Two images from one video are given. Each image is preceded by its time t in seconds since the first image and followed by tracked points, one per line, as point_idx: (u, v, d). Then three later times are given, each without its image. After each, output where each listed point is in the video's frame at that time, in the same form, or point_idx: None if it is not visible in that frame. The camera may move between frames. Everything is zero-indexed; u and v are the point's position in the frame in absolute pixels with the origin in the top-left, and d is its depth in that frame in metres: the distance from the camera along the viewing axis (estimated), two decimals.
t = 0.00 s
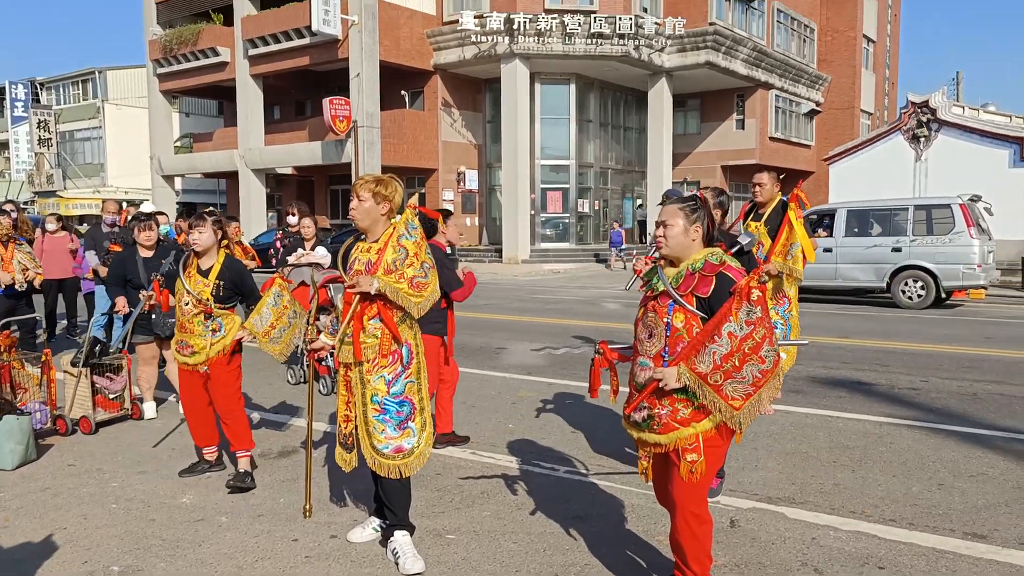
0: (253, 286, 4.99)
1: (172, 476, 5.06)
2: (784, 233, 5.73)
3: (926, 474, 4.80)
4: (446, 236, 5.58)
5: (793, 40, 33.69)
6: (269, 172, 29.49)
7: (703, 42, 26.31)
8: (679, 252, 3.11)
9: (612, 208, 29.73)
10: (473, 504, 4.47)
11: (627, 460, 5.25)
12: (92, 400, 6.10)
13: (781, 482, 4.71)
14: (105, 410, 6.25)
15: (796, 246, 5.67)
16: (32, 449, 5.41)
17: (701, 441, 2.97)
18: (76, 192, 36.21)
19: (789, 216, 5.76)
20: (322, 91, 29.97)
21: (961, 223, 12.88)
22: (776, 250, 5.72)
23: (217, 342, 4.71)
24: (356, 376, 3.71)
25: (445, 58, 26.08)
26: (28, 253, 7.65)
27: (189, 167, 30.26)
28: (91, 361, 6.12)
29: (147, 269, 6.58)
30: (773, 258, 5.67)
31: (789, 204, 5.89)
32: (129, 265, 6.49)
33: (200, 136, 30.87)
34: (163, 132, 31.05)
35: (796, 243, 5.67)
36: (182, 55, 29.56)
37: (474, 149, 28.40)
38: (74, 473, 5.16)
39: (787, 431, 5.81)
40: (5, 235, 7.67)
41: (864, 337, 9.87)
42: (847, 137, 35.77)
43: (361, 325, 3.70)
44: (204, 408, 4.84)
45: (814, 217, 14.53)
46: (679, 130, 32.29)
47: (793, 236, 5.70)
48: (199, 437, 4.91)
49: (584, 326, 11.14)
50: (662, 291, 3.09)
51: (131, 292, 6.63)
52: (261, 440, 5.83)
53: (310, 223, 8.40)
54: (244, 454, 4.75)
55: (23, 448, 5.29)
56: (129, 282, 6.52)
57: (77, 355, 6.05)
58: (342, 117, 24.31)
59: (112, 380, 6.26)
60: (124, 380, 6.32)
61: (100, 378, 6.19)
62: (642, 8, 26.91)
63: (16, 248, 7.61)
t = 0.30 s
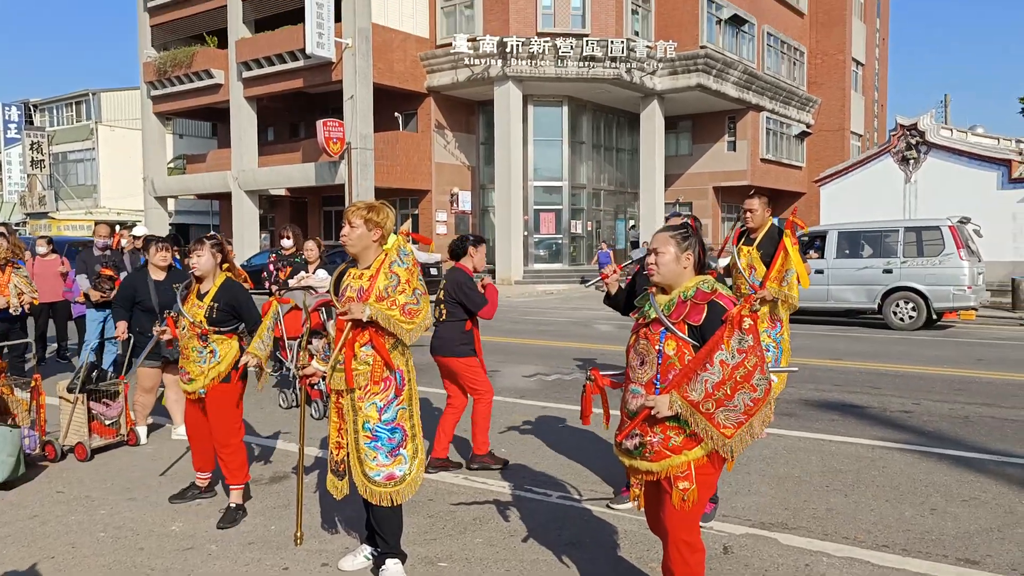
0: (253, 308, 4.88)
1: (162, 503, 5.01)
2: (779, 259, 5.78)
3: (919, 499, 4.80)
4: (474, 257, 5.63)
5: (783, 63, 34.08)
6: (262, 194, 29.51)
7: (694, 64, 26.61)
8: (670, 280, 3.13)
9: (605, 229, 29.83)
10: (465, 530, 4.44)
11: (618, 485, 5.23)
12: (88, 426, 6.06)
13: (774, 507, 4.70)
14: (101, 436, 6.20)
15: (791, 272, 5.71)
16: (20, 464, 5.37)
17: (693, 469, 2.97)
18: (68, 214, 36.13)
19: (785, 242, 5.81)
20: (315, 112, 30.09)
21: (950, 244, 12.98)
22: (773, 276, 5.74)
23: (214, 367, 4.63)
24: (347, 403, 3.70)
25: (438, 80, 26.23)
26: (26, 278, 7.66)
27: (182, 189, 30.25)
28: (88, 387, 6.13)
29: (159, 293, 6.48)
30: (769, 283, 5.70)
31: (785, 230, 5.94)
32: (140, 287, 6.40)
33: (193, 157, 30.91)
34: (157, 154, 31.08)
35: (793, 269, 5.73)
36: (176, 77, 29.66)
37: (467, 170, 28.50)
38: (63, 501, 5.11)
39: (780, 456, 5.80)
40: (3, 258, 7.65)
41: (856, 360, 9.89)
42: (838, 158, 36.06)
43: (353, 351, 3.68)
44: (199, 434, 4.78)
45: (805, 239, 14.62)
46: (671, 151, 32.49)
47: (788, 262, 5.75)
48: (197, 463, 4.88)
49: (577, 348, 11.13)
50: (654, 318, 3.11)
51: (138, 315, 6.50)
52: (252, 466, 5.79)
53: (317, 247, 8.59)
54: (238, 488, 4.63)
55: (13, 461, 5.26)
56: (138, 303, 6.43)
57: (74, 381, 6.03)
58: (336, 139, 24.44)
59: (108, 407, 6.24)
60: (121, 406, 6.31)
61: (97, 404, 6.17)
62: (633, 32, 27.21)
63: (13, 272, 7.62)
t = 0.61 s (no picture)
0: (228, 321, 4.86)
1: (151, 521, 4.99)
2: (773, 279, 5.77)
3: (909, 514, 4.82)
4: (500, 273, 5.96)
5: (771, 78, 34.41)
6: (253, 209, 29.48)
7: (683, 80, 26.82)
8: (658, 297, 3.15)
9: (596, 244, 29.93)
10: (455, 549, 4.41)
11: (608, 502, 5.22)
12: (81, 446, 6.00)
13: (765, 523, 4.70)
14: (94, 455, 6.12)
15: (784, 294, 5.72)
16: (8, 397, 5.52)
17: (681, 486, 2.97)
18: (57, 230, 35.99)
19: (780, 263, 5.83)
20: (306, 128, 30.15)
21: (939, 258, 13.07)
22: (764, 296, 5.74)
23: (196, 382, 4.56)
24: (336, 421, 3.69)
25: (429, 95, 26.32)
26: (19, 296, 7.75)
27: (173, 205, 30.20)
28: (81, 407, 6.08)
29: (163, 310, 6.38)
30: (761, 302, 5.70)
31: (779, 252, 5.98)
32: (144, 303, 6.33)
33: (184, 173, 30.86)
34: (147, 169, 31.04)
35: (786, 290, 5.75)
36: (167, 94, 29.66)
37: (458, 185, 28.57)
38: (49, 520, 5.05)
39: (770, 471, 5.81)
40: None
41: (846, 374, 9.92)
42: (826, 173, 36.33)
43: (341, 369, 3.67)
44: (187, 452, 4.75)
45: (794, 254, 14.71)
46: (661, 166, 32.66)
47: (782, 284, 5.76)
48: (193, 479, 4.93)
49: (568, 364, 11.13)
50: (643, 335, 3.12)
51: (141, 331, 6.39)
52: (241, 484, 5.75)
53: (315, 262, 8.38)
54: (226, 506, 4.57)
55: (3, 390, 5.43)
56: (141, 319, 6.32)
57: (66, 400, 5.99)
58: (327, 154, 24.47)
59: (102, 425, 6.17)
60: (114, 425, 6.24)
61: (90, 423, 6.11)
62: (623, 48, 27.41)
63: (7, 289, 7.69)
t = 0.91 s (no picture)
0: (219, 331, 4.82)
1: (151, 527, 4.99)
2: (770, 292, 5.74)
3: (911, 519, 4.81)
4: (529, 286, 5.91)
5: (771, 84, 34.48)
6: (254, 216, 29.51)
7: (683, 87, 26.90)
8: (656, 302, 3.15)
9: (596, 250, 29.96)
10: (457, 555, 4.41)
11: (609, 508, 5.22)
12: (84, 453, 5.99)
13: (767, 529, 4.69)
14: (96, 462, 6.11)
15: (781, 306, 5.69)
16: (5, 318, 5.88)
17: (680, 491, 2.97)
18: (58, 237, 36.05)
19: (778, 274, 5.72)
20: (307, 135, 30.22)
21: (939, 264, 13.09)
22: (762, 307, 5.77)
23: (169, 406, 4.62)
24: (336, 427, 3.69)
25: (430, 102, 26.36)
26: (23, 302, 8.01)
27: (173, 211, 30.24)
28: (84, 413, 6.06)
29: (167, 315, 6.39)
30: (758, 315, 5.76)
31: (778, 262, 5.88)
32: (148, 308, 6.34)
33: (184, 179, 30.90)
34: (148, 176, 31.09)
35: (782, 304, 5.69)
36: (168, 100, 29.73)
37: (458, 192, 28.59)
38: (50, 528, 5.05)
39: (772, 476, 5.80)
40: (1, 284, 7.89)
41: (848, 379, 9.91)
42: (827, 179, 36.37)
43: (342, 375, 3.67)
44: (186, 462, 4.77)
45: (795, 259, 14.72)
46: (661, 172, 32.70)
47: (779, 295, 5.70)
48: (191, 485, 4.91)
49: (569, 370, 11.13)
50: (641, 340, 3.13)
51: (145, 337, 6.40)
52: (241, 491, 5.75)
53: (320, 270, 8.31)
54: (225, 511, 4.57)
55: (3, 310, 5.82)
56: (145, 324, 6.34)
57: (69, 407, 5.97)
58: (327, 161, 24.54)
59: (104, 433, 6.14)
60: (116, 432, 6.20)
61: (92, 430, 6.09)
62: (623, 54, 27.49)
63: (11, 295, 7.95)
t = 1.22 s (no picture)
0: (232, 330, 4.81)
1: (160, 525, 5.01)
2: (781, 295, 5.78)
3: (919, 520, 4.79)
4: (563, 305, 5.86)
5: (778, 83, 34.39)
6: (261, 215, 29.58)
7: (690, 86, 26.84)
8: (661, 301, 3.15)
9: (603, 249, 29.93)
10: (463, 553, 4.42)
11: (616, 507, 5.22)
12: (93, 451, 6.06)
13: (774, 528, 4.68)
14: (105, 460, 6.17)
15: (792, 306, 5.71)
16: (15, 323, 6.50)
17: (687, 490, 2.97)
18: (67, 237, 36.21)
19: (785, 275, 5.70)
20: (313, 135, 30.28)
21: (947, 263, 13.04)
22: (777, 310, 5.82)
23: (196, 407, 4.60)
24: (344, 426, 3.69)
25: (436, 102, 26.37)
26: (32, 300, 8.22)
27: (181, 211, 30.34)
28: (93, 412, 6.10)
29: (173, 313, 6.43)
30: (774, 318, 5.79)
31: (788, 259, 5.75)
32: (154, 306, 6.36)
33: (192, 179, 30.99)
34: (156, 176, 31.21)
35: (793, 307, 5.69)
36: (175, 100, 29.83)
37: (465, 191, 28.57)
38: (59, 525, 5.08)
39: (780, 476, 5.78)
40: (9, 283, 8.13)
41: (856, 379, 9.87)
42: (834, 178, 36.22)
43: (349, 374, 3.69)
44: (195, 461, 4.79)
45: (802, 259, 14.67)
46: (668, 172, 32.62)
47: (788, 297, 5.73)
48: (197, 483, 4.92)
49: (577, 369, 11.11)
50: (646, 339, 3.12)
51: (152, 335, 6.43)
52: (248, 489, 5.76)
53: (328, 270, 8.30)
54: (233, 510, 4.60)
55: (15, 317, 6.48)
56: (151, 323, 6.36)
57: (78, 405, 6.00)
58: (334, 161, 24.59)
59: (113, 430, 6.20)
60: (125, 430, 6.25)
61: (101, 428, 6.14)
62: (630, 54, 27.43)
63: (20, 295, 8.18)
